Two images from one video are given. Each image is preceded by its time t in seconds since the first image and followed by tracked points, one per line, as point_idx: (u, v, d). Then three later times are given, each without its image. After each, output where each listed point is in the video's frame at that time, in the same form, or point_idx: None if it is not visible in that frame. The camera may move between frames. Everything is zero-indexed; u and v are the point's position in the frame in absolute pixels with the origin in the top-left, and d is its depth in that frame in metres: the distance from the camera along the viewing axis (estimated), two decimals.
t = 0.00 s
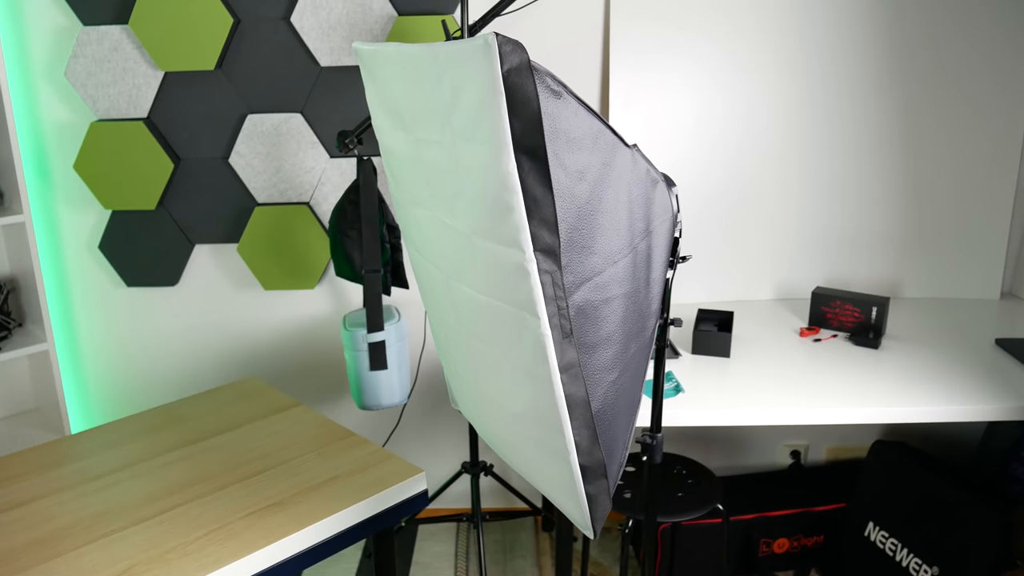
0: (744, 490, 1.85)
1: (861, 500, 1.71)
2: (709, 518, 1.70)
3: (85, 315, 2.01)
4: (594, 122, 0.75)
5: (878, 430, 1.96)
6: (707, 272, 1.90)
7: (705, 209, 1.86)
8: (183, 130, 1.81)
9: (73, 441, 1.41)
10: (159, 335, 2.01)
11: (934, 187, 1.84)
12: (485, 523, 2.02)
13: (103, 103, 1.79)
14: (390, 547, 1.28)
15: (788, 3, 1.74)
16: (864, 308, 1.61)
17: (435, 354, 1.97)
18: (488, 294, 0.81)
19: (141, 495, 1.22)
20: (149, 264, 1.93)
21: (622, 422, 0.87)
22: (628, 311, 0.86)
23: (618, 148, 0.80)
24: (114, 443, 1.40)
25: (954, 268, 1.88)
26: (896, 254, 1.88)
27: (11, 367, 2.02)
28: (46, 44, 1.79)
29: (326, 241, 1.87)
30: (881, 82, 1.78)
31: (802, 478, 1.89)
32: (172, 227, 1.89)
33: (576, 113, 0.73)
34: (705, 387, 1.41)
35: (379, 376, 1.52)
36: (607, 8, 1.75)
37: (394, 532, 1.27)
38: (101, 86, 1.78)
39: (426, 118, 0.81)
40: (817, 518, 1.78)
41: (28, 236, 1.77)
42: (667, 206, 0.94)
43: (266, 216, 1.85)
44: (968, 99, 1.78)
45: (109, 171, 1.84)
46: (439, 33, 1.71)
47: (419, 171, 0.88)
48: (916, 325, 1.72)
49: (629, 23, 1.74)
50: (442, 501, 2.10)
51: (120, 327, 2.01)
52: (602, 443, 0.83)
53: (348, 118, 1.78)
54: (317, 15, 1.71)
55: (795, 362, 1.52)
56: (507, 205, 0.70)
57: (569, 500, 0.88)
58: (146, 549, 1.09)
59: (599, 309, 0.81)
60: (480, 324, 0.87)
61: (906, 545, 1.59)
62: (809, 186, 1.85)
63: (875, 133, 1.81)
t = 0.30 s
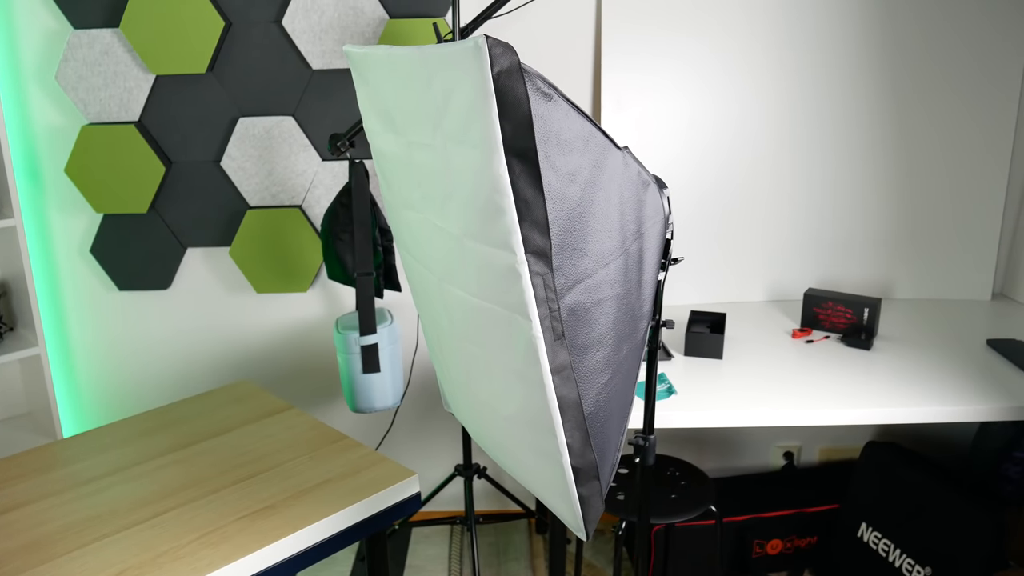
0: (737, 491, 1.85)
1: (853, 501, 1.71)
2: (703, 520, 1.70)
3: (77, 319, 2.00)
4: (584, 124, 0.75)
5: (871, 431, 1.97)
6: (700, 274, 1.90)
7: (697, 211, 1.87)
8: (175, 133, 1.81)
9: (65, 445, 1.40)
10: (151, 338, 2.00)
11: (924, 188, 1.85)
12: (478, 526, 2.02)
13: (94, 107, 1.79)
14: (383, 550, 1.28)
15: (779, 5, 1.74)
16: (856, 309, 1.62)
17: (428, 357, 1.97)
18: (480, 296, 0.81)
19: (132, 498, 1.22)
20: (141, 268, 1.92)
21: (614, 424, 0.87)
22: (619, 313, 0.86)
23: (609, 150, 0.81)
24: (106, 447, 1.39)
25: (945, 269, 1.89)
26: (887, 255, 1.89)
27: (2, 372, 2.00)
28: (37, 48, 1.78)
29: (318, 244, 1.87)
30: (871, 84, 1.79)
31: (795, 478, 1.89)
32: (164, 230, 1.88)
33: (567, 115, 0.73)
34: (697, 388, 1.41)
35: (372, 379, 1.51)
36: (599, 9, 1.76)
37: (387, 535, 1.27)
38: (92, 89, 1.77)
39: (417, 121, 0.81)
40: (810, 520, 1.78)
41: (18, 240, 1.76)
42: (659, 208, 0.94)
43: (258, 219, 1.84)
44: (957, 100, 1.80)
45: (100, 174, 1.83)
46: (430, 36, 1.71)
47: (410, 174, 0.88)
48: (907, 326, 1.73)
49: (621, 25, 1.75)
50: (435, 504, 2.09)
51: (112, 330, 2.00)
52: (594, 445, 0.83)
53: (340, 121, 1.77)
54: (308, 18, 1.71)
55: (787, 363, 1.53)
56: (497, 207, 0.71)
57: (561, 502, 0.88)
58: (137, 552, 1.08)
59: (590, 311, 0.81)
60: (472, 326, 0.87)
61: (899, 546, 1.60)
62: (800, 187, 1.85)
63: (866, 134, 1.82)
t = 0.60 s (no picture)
0: (733, 490, 1.85)
1: (849, 500, 1.72)
2: (699, 519, 1.70)
3: (74, 321, 1.99)
4: (579, 124, 0.76)
5: (867, 429, 1.97)
6: (696, 273, 1.91)
7: (693, 212, 1.87)
8: (170, 135, 1.80)
9: (62, 446, 1.40)
10: (147, 339, 2.00)
11: (919, 187, 1.86)
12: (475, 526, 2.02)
13: (89, 109, 1.78)
14: (380, 551, 1.28)
15: (774, 5, 1.75)
16: (851, 308, 1.62)
17: (424, 357, 1.97)
18: (476, 296, 0.81)
19: (130, 500, 1.22)
20: (137, 269, 1.92)
21: (610, 423, 0.88)
22: (614, 313, 0.86)
23: (604, 150, 0.81)
24: (103, 448, 1.39)
25: (940, 268, 1.90)
26: (883, 254, 1.90)
27: None
28: (32, 49, 1.78)
29: (314, 245, 1.87)
30: (866, 84, 1.80)
31: (792, 477, 1.90)
32: (160, 231, 1.88)
33: (561, 115, 0.74)
34: (693, 388, 1.42)
35: (368, 380, 1.51)
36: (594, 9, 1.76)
37: (384, 536, 1.27)
38: (87, 91, 1.77)
39: (412, 122, 0.81)
40: (807, 519, 1.79)
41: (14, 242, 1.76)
42: (654, 207, 0.95)
43: (254, 220, 1.84)
44: (951, 100, 1.80)
45: (96, 176, 1.83)
46: (426, 37, 1.71)
47: (405, 175, 0.89)
48: (903, 325, 1.73)
49: (616, 25, 1.75)
50: (432, 504, 2.09)
51: (108, 332, 2.00)
52: (590, 445, 0.83)
53: (336, 122, 1.78)
54: (304, 19, 1.71)
55: (783, 362, 1.53)
56: (492, 208, 0.71)
57: (557, 502, 0.88)
58: (135, 553, 1.08)
59: (585, 311, 0.81)
60: (467, 326, 0.87)
61: (895, 544, 1.60)
62: (796, 187, 1.86)
63: (861, 133, 1.83)
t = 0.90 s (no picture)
0: (730, 490, 1.86)
1: (845, 499, 1.72)
2: (696, 520, 1.71)
3: (71, 323, 1.99)
4: (574, 125, 0.77)
5: (863, 429, 1.98)
6: (692, 274, 1.91)
7: (690, 213, 1.88)
8: (167, 137, 1.81)
9: (59, 448, 1.40)
10: (144, 341, 2.00)
11: (914, 187, 1.87)
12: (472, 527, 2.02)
13: (86, 111, 1.78)
14: (377, 552, 1.28)
15: (770, 6, 1.76)
16: (846, 308, 1.63)
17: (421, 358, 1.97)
18: (472, 297, 0.82)
19: (127, 501, 1.22)
20: (134, 271, 1.92)
21: (606, 423, 0.88)
22: (611, 313, 0.86)
23: (600, 151, 0.82)
24: (100, 449, 1.39)
25: (935, 268, 1.90)
26: (878, 254, 1.90)
27: None
28: (29, 51, 1.78)
29: (311, 246, 1.87)
30: (861, 84, 1.81)
31: (788, 477, 1.90)
32: (157, 233, 1.88)
33: (556, 117, 0.75)
34: (689, 388, 1.42)
35: (365, 381, 1.51)
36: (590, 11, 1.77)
37: (381, 537, 1.27)
38: (84, 93, 1.77)
39: (409, 123, 0.82)
40: (803, 518, 1.79)
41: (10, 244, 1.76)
42: (650, 208, 0.95)
43: (251, 222, 1.84)
44: (946, 101, 1.81)
45: (92, 178, 1.83)
46: (422, 39, 1.71)
47: (402, 176, 0.89)
48: (898, 325, 1.74)
49: (612, 25, 1.75)
50: (429, 505, 2.09)
51: (105, 333, 2.00)
52: (586, 445, 0.83)
53: (332, 123, 1.78)
54: (300, 21, 1.72)
55: (779, 362, 1.53)
56: (488, 208, 0.71)
57: (554, 502, 0.88)
58: (132, 554, 1.08)
59: (581, 311, 0.81)
60: (464, 327, 0.87)
61: (891, 543, 1.60)
62: (792, 187, 1.87)
63: (857, 133, 1.84)
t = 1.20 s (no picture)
0: (727, 493, 1.86)
1: (843, 502, 1.72)
2: (693, 524, 1.71)
3: (68, 327, 1.99)
4: (570, 131, 0.77)
5: (859, 432, 1.98)
6: (689, 278, 1.91)
7: (687, 217, 1.88)
8: (166, 142, 1.81)
9: (57, 453, 1.40)
10: (141, 346, 2.00)
11: (910, 191, 1.87)
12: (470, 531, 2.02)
13: (85, 116, 1.79)
14: (375, 557, 1.28)
15: (766, 10, 1.76)
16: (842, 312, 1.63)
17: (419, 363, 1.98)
18: (468, 302, 0.82)
19: (125, 506, 1.22)
20: (132, 276, 1.92)
21: (602, 428, 0.88)
22: (606, 319, 0.87)
23: (596, 157, 0.82)
24: (98, 454, 1.39)
25: (931, 271, 1.91)
26: (874, 258, 1.91)
27: None
28: (27, 57, 1.78)
29: (309, 251, 1.87)
30: (856, 89, 1.81)
31: (785, 481, 1.90)
32: (155, 238, 1.88)
33: (552, 124, 0.75)
34: (685, 392, 1.43)
35: (362, 386, 1.51)
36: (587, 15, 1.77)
37: (378, 543, 1.27)
38: (83, 98, 1.77)
39: (406, 129, 0.82)
40: (801, 522, 1.79)
41: (9, 249, 1.76)
42: (645, 214, 0.95)
43: (249, 227, 1.85)
44: (941, 105, 1.82)
45: (91, 183, 1.83)
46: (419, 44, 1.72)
47: (398, 182, 0.90)
48: (894, 328, 1.74)
49: (609, 29, 1.76)
50: (427, 510, 2.09)
51: (103, 339, 2.00)
52: (582, 449, 0.83)
53: (330, 129, 1.78)
54: (298, 27, 1.72)
55: (775, 365, 1.54)
56: (484, 214, 0.72)
57: (550, 506, 0.88)
58: (130, 559, 1.08)
59: (577, 316, 0.82)
60: (460, 332, 0.87)
61: (888, 547, 1.60)
62: (788, 191, 1.87)
63: (853, 137, 1.84)
